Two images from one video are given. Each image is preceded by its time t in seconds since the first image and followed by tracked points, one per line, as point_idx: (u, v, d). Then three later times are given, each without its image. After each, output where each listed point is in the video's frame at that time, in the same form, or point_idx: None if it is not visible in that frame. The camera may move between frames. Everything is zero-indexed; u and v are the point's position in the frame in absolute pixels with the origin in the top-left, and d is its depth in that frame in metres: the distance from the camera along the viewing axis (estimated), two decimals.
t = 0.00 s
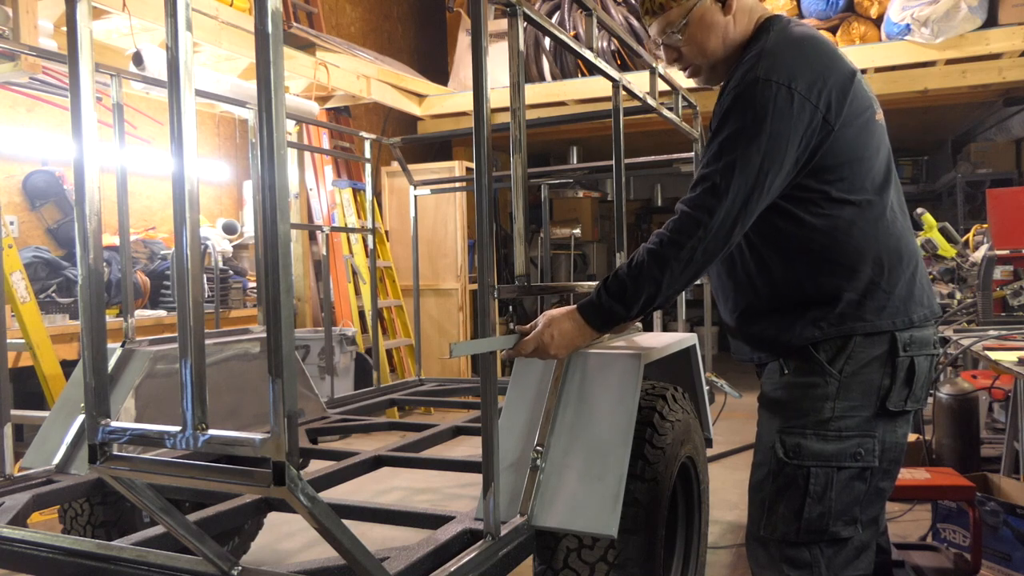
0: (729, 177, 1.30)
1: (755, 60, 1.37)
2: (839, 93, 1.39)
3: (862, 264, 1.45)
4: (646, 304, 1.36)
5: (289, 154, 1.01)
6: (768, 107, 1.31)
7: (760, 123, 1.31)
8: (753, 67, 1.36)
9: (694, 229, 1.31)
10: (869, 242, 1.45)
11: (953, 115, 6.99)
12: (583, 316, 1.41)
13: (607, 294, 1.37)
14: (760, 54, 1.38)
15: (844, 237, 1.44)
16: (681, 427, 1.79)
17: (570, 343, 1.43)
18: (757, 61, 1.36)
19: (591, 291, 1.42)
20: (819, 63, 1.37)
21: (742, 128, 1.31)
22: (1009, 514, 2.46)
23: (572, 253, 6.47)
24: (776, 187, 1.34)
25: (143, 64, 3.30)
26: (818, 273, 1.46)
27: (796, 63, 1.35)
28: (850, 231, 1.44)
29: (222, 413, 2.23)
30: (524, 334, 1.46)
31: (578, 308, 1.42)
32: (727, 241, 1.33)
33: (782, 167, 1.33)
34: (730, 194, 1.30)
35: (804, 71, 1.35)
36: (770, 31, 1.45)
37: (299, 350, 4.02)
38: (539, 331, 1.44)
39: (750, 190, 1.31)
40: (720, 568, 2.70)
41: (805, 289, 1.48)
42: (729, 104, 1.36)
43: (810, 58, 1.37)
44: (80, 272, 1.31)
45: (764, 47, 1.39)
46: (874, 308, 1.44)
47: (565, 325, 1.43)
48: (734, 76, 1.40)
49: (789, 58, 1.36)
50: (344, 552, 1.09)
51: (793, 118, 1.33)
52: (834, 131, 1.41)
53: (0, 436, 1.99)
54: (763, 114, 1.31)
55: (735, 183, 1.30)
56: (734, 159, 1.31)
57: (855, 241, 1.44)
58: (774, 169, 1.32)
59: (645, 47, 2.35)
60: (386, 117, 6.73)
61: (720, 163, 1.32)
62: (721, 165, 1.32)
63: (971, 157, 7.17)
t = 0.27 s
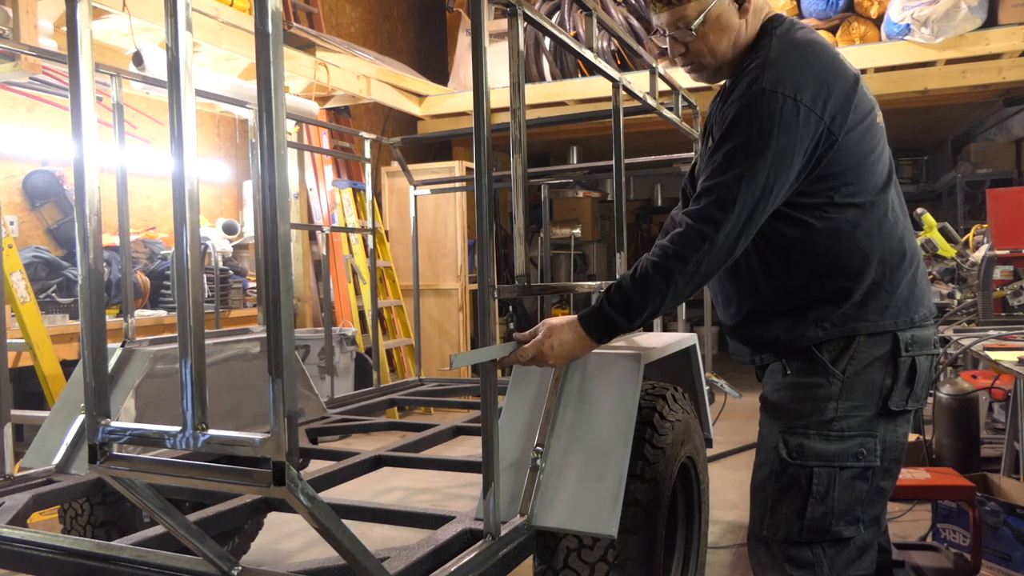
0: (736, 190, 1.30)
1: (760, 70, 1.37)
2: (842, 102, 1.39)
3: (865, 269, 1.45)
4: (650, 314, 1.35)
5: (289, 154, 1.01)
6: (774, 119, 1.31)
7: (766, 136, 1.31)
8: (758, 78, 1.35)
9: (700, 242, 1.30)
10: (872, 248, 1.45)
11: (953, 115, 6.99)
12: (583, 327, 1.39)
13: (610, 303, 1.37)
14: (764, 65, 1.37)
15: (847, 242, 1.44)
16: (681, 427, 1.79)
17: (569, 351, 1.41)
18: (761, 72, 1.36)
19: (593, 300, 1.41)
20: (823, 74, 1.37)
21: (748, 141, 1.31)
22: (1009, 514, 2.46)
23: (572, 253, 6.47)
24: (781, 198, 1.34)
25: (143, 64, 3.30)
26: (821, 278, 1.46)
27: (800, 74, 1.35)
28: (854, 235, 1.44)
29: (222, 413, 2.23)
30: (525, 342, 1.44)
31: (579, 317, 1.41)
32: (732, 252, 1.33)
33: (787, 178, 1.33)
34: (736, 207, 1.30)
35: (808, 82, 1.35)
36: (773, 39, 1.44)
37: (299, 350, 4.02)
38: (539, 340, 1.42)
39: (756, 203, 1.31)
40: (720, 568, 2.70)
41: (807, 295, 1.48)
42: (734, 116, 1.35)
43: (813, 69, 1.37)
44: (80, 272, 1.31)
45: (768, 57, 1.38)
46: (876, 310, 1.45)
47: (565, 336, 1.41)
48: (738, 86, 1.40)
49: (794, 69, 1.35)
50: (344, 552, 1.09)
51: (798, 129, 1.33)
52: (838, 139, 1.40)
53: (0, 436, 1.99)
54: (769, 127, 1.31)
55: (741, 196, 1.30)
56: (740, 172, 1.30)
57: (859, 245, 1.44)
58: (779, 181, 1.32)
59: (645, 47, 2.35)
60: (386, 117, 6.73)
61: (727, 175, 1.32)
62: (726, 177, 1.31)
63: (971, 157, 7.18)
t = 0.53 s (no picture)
0: (740, 202, 1.30)
1: (761, 79, 1.36)
2: (842, 109, 1.39)
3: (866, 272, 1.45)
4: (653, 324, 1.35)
5: (289, 154, 1.02)
6: (777, 130, 1.31)
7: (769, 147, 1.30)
8: (759, 86, 1.35)
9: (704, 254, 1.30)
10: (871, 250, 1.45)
11: (953, 115, 6.99)
12: (584, 336, 1.40)
13: (612, 311, 1.37)
14: (766, 73, 1.37)
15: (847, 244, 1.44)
16: (681, 427, 1.79)
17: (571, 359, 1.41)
18: (763, 81, 1.35)
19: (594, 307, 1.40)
20: (824, 81, 1.37)
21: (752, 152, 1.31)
22: (1010, 514, 2.46)
23: (572, 253, 6.47)
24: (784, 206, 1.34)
25: (143, 64, 3.30)
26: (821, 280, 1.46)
27: (802, 82, 1.35)
28: (856, 238, 1.44)
29: (222, 413, 2.23)
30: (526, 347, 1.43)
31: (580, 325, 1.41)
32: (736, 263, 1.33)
33: (790, 188, 1.33)
34: (740, 219, 1.30)
35: (809, 90, 1.35)
36: (773, 45, 1.44)
37: (299, 350, 4.02)
38: (540, 348, 1.42)
39: (759, 214, 1.31)
40: (720, 568, 2.70)
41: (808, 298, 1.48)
42: (737, 126, 1.34)
43: (814, 76, 1.37)
44: (80, 272, 1.31)
45: (768, 65, 1.38)
46: (876, 310, 1.45)
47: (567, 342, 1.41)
48: (740, 95, 1.39)
49: (795, 77, 1.35)
50: (344, 552, 1.09)
51: (801, 139, 1.33)
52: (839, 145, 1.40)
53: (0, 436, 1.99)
54: (772, 138, 1.31)
55: (745, 208, 1.30)
56: (744, 183, 1.30)
57: (860, 248, 1.44)
58: (782, 191, 1.32)
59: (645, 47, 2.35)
60: (386, 117, 6.73)
61: (730, 187, 1.31)
62: (730, 188, 1.31)
63: (971, 157, 7.18)
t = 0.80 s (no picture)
0: (740, 209, 1.30)
1: (762, 85, 1.35)
2: (842, 114, 1.39)
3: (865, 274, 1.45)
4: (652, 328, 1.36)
5: (289, 154, 1.02)
6: (777, 137, 1.31)
7: (770, 154, 1.30)
8: (760, 92, 1.34)
9: (704, 260, 1.30)
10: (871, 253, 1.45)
11: (953, 115, 6.99)
12: (583, 337, 1.39)
13: (611, 314, 1.37)
14: (767, 79, 1.36)
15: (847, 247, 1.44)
16: (680, 427, 1.79)
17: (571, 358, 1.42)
18: (763, 86, 1.35)
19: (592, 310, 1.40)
20: (824, 87, 1.37)
21: (753, 159, 1.30)
22: (1009, 514, 2.46)
23: (572, 253, 6.47)
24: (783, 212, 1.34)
25: (143, 64, 3.30)
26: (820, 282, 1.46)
27: (802, 88, 1.34)
28: (856, 240, 1.44)
29: (222, 413, 2.23)
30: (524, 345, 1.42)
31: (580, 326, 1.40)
32: (735, 268, 1.33)
33: (790, 195, 1.33)
34: (740, 226, 1.30)
35: (810, 96, 1.34)
36: (774, 49, 1.43)
37: (299, 350, 4.03)
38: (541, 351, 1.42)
39: (759, 221, 1.31)
40: (720, 568, 2.70)
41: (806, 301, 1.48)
42: (737, 132, 1.34)
43: (815, 82, 1.37)
44: (80, 272, 1.31)
45: (769, 70, 1.37)
46: (875, 310, 1.46)
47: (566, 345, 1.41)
48: (740, 99, 1.39)
49: (796, 83, 1.35)
50: (344, 552, 1.09)
51: (801, 145, 1.33)
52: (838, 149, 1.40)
53: None
54: (773, 145, 1.30)
55: (745, 215, 1.30)
56: (745, 190, 1.30)
57: (860, 249, 1.44)
58: (782, 198, 1.32)
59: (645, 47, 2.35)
60: (386, 117, 6.73)
61: (731, 193, 1.31)
62: (730, 195, 1.31)
63: (971, 157, 7.18)
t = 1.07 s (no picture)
0: (740, 214, 1.30)
1: (762, 88, 1.35)
2: (842, 116, 1.39)
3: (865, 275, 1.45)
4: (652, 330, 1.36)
5: (288, 154, 1.02)
6: (778, 141, 1.31)
7: (770, 159, 1.30)
8: (760, 96, 1.34)
9: (704, 265, 1.30)
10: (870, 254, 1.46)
11: (953, 115, 6.99)
12: (583, 337, 1.40)
13: (612, 316, 1.37)
14: (767, 82, 1.36)
15: (847, 249, 1.44)
16: (680, 427, 1.79)
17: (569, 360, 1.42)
18: (763, 90, 1.35)
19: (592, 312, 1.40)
20: (823, 90, 1.37)
21: (753, 164, 1.30)
22: (1010, 514, 2.46)
23: (571, 253, 6.47)
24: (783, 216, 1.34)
25: (143, 64, 3.30)
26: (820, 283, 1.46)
27: (802, 91, 1.34)
28: (856, 241, 1.44)
29: (222, 413, 2.23)
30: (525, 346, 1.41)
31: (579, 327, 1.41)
32: (735, 272, 1.33)
33: (790, 198, 1.33)
34: (741, 230, 1.30)
35: (810, 99, 1.34)
36: (773, 51, 1.43)
37: (299, 350, 4.03)
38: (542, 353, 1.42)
39: (759, 226, 1.31)
40: (720, 568, 2.70)
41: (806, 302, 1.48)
42: (737, 136, 1.34)
43: (815, 85, 1.36)
44: (80, 272, 1.31)
45: (768, 73, 1.37)
46: (875, 311, 1.46)
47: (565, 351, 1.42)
48: (740, 102, 1.38)
49: (795, 86, 1.34)
50: (344, 552, 1.09)
51: (801, 149, 1.33)
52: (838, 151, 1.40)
53: None
54: (773, 149, 1.30)
55: (746, 219, 1.30)
56: (745, 195, 1.30)
57: (860, 250, 1.44)
58: (783, 202, 1.32)
59: (645, 47, 2.34)
60: (386, 117, 6.73)
61: (731, 198, 1.31)
62: (731, 200, 1.31)
63: (971, 157, 7.18)
